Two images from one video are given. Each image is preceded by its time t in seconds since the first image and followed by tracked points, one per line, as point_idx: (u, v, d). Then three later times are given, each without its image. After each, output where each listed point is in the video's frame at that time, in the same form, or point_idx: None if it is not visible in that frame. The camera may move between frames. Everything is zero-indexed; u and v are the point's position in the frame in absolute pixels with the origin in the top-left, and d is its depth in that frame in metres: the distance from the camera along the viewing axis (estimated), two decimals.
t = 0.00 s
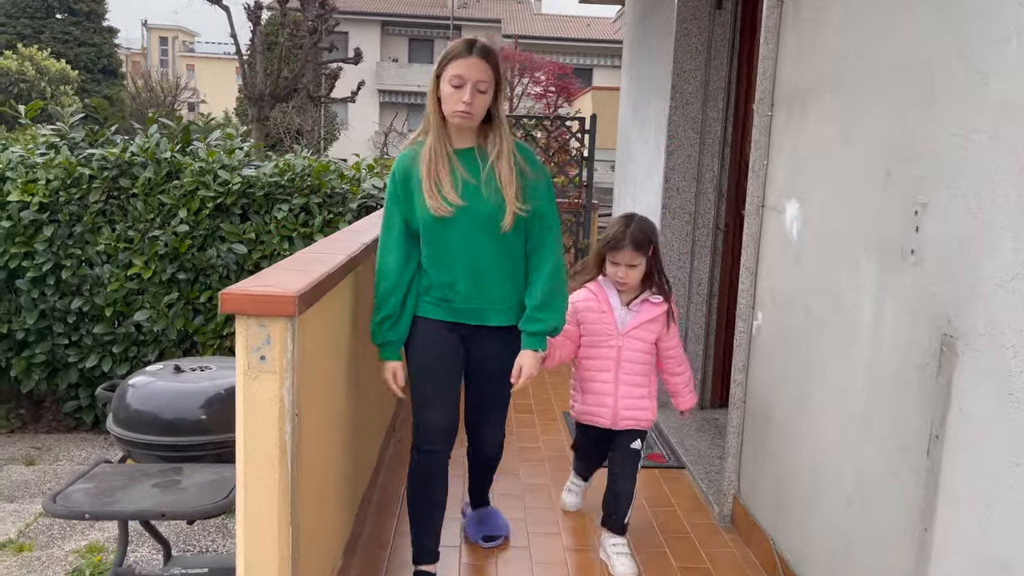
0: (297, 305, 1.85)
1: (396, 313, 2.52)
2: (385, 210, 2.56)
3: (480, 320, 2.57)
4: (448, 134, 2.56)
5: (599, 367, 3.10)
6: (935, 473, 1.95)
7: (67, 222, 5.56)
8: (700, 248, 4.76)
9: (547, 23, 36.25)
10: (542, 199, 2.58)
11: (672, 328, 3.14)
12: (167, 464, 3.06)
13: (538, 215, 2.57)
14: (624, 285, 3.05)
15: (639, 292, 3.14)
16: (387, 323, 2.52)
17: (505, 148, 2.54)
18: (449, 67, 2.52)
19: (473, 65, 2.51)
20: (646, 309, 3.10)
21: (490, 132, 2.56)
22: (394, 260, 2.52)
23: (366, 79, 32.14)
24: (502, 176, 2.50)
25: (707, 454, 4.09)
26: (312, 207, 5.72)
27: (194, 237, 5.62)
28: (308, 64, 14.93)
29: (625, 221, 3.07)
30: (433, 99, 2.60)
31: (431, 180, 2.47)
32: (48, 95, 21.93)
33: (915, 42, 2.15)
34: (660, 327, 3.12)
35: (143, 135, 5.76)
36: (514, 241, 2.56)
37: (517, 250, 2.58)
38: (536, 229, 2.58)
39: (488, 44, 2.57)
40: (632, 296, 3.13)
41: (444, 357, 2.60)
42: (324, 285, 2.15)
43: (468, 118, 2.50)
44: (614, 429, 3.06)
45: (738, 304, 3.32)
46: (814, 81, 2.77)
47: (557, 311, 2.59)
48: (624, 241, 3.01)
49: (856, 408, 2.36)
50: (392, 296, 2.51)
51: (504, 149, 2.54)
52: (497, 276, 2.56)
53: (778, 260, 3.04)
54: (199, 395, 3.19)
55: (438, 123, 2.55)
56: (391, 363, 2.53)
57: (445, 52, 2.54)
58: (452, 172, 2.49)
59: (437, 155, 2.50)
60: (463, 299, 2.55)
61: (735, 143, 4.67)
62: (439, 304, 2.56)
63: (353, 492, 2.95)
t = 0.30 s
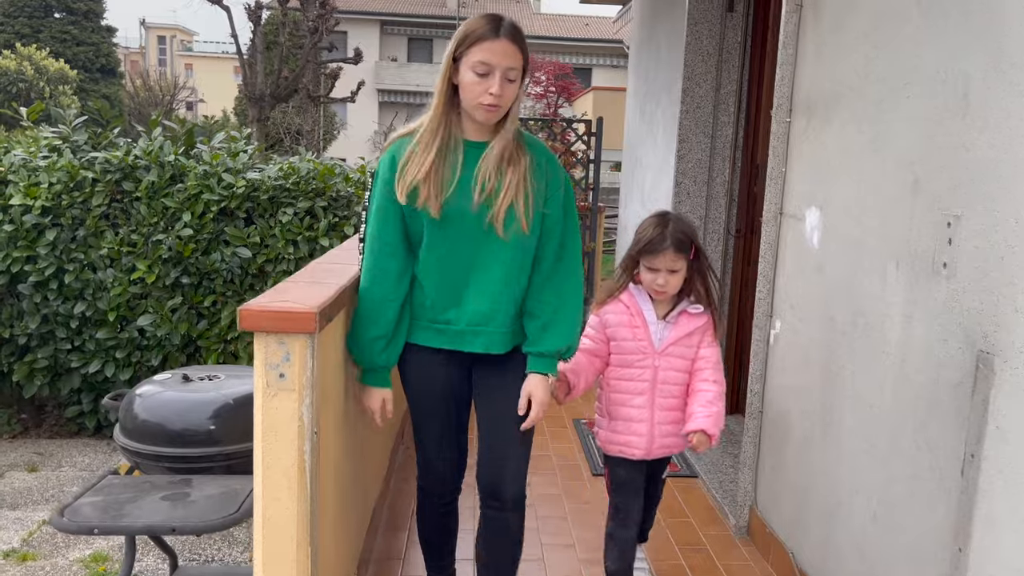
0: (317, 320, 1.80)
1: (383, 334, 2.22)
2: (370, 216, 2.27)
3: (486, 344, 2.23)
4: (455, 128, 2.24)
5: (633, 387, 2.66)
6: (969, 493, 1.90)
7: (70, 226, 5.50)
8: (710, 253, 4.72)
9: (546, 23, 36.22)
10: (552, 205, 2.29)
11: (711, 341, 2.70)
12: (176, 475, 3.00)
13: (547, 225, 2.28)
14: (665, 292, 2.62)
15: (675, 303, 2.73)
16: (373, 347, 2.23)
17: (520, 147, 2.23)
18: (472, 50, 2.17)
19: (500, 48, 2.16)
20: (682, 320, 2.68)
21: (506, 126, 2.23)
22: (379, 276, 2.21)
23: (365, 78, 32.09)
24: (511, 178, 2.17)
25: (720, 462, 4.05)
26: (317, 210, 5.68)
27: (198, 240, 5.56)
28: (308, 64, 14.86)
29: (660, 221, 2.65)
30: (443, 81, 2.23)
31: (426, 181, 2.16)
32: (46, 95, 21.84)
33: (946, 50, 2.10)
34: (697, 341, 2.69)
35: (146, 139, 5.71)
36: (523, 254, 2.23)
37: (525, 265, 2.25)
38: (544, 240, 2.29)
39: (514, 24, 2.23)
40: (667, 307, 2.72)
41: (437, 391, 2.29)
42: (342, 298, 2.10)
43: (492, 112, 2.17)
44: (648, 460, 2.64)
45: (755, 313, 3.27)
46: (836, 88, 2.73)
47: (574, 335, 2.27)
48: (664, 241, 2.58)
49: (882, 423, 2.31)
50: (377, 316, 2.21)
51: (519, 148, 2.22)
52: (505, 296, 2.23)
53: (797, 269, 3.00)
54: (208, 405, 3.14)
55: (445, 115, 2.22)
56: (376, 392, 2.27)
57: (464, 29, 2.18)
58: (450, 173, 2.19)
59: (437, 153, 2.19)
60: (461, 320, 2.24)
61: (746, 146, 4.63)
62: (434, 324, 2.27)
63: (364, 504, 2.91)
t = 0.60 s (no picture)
0: (328, 332, 1.81)
1: (411, 392, 1.83)
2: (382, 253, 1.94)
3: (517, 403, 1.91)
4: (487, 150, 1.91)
5: (648, 432, 2.35)
6: (976, 507, 1.91)
7: (74, 227, 5.50)
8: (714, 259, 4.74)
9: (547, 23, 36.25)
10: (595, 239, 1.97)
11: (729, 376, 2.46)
12: (182, 480, 3.01)
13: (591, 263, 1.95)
14: (687, 323, 2.37)
15: (690, 334, 2.46)
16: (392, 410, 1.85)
17: (560, 174, 1.93)
18: (509, 59, 1.85)
19: (542, 59, 1.86)
20: (701, 355, 2.42)
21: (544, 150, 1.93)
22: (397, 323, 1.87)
23: (366, 77, 32.09)
24: (551, 211, 1.89)
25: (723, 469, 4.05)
26: (320, 212, 5.69)
27: (202, 242, 5.57)
28: (310, 63, 14.86)
29: (674, 240, 2.40)
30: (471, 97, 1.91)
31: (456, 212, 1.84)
32: (46, 93, 21.78)
33: (955, 63, 2.11)
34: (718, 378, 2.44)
35: (150, 140, 5.72)
36: (559, 297, 1.93)
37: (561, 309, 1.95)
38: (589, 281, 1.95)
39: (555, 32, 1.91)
40: (682, 339, 2.45)
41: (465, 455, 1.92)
42: (351, 309, 2.10)
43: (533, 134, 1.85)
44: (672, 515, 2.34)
45: (761, 320, 3.28)
46: (843, 97, 2.73)
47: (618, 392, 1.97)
48: (687, 267, 2.33)
49: (889, 435, 2.32)
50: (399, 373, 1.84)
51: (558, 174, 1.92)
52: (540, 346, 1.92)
53: (802, 277, 3.01)
54: (214, 410, 3.14)
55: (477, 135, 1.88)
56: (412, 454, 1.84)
57: (498, 35, 1.86)
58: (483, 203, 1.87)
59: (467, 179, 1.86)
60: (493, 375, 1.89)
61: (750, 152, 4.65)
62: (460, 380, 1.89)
63: (370, 511, 2.92)
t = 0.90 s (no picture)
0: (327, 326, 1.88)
1: (390, 427, 1.67)
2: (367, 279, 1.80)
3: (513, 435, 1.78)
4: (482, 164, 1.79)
5: (653, 463, 2.19)
6: (953, 500, 1.97)
7: (81, 221, 5.59)
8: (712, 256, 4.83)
9: (553, 18, 36.25)
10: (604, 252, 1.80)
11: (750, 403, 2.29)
12: (186, 469, 3.09)
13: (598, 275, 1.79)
14: (710, 348, 2.19)
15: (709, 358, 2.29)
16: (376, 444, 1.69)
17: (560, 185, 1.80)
18: (501, 66, 1.75)
19: (536, 63, 1.75)
20: (721, 384, 2.25)
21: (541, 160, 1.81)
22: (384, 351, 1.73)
23: (372, 72, 32.14)
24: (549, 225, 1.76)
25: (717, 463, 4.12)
26: (324, 208, 5.76)
27: (207, 237, 5.65)
28: (316, 58, 14.93)
29: (698, 258, 2.23)
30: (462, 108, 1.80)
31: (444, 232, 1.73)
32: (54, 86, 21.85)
33: (939, 70, 2.17)
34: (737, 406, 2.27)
35: (157, 136, 5.80)
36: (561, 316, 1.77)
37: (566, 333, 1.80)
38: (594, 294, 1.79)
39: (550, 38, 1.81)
40: (698, 363, 2.28)
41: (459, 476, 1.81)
42: (351, 305, 2.18)
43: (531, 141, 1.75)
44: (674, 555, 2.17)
45: (754, 317, 3.36)
46: (834, 100, 2.80)
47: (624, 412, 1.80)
48: (714, 288, 2.16)
49: (873, 431, 2.38)
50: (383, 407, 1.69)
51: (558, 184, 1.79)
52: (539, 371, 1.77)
53: (794, 276, 3.07)
54: (217, 401, 3.22)
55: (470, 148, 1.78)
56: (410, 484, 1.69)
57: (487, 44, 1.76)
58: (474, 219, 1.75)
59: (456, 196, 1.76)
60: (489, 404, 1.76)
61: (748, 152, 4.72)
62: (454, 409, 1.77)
63: (369, 501, 3.01)
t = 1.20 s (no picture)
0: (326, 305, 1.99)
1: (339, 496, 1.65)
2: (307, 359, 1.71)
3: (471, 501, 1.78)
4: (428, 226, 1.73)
5: (654, 483, 2.09)
6: (923, 474, 2.06)
7: (95, 209, 5.71)
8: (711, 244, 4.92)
9: (564, 9, 36.24)
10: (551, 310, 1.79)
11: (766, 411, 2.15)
12: (196, 447, 3.22)
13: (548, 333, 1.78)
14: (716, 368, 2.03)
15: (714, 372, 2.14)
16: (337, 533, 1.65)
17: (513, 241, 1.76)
18: (445, 118, 1.69)
19: (480, 108, 1.71)
20: (729, 398, 2.12)
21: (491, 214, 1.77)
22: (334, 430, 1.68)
23: (384, 63, 32.23)
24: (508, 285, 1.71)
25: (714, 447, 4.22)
26: (331, 197, 5.87)
27: (217, 225, 5.77)
28: (328, 49, 15.03)
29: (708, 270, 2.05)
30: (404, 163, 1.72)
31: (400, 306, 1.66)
32: (68, 77, 21.99)
33: (917, 61, 2.24)
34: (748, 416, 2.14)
35: (168, 126, 5.93)
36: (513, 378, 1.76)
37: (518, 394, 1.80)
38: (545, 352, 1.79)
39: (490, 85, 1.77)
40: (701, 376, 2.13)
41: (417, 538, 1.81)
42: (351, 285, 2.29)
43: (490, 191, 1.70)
44: None
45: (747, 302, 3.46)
46: (823, 90, 2.87)
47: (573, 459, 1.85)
48: (722, 308, 1.97)
49: (853, 412, 2.47)
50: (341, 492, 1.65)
51: (511, 240, 1.75)
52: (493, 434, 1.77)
53: (784, 262, 3.15)
54: (225, 382, 3.33)
55: (417, 208, 1.70)
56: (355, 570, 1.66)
57: (427, 96, 1.70)
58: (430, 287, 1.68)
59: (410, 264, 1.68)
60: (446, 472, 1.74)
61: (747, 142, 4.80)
62: (410, 483, 1.74)
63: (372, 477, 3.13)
